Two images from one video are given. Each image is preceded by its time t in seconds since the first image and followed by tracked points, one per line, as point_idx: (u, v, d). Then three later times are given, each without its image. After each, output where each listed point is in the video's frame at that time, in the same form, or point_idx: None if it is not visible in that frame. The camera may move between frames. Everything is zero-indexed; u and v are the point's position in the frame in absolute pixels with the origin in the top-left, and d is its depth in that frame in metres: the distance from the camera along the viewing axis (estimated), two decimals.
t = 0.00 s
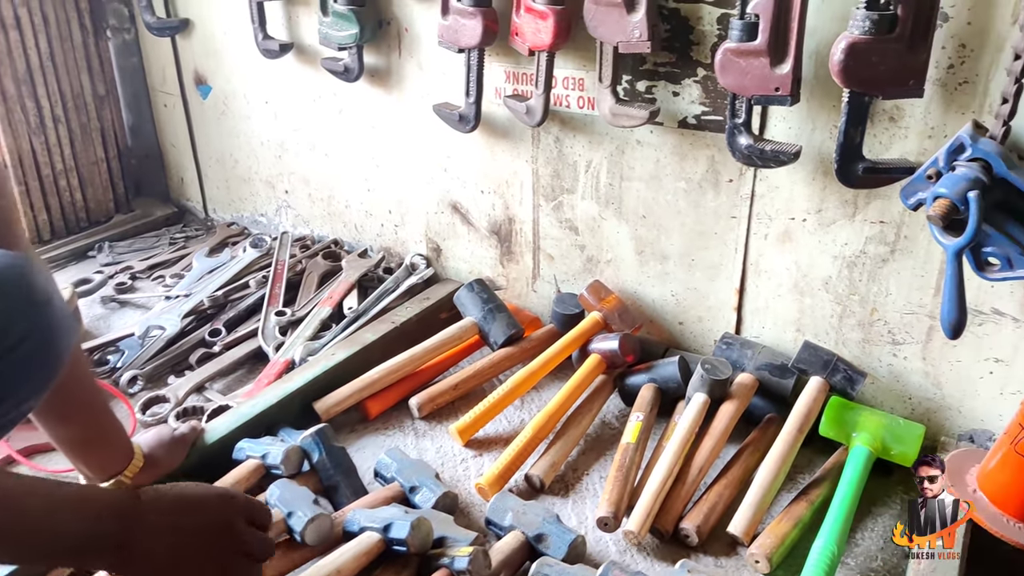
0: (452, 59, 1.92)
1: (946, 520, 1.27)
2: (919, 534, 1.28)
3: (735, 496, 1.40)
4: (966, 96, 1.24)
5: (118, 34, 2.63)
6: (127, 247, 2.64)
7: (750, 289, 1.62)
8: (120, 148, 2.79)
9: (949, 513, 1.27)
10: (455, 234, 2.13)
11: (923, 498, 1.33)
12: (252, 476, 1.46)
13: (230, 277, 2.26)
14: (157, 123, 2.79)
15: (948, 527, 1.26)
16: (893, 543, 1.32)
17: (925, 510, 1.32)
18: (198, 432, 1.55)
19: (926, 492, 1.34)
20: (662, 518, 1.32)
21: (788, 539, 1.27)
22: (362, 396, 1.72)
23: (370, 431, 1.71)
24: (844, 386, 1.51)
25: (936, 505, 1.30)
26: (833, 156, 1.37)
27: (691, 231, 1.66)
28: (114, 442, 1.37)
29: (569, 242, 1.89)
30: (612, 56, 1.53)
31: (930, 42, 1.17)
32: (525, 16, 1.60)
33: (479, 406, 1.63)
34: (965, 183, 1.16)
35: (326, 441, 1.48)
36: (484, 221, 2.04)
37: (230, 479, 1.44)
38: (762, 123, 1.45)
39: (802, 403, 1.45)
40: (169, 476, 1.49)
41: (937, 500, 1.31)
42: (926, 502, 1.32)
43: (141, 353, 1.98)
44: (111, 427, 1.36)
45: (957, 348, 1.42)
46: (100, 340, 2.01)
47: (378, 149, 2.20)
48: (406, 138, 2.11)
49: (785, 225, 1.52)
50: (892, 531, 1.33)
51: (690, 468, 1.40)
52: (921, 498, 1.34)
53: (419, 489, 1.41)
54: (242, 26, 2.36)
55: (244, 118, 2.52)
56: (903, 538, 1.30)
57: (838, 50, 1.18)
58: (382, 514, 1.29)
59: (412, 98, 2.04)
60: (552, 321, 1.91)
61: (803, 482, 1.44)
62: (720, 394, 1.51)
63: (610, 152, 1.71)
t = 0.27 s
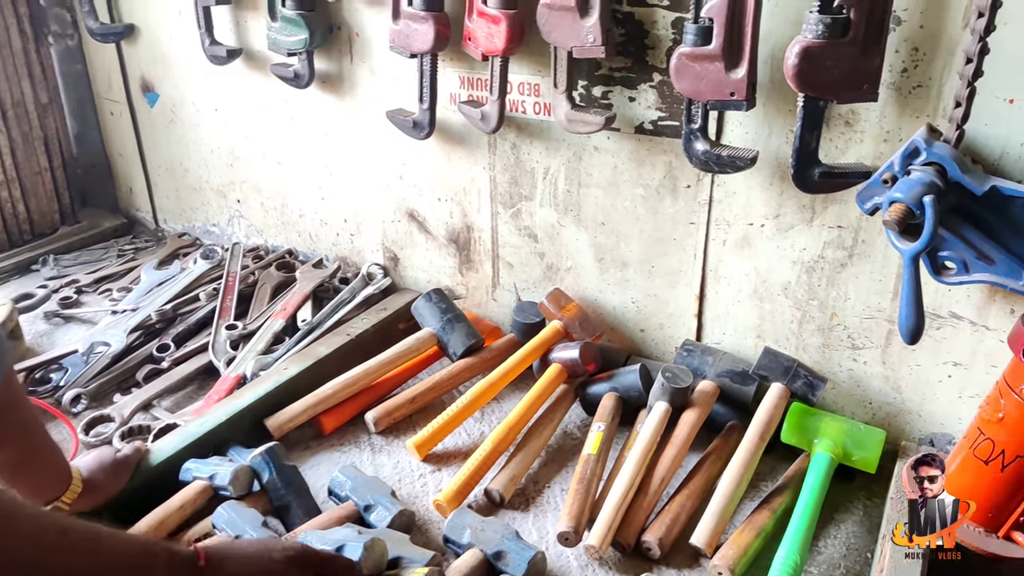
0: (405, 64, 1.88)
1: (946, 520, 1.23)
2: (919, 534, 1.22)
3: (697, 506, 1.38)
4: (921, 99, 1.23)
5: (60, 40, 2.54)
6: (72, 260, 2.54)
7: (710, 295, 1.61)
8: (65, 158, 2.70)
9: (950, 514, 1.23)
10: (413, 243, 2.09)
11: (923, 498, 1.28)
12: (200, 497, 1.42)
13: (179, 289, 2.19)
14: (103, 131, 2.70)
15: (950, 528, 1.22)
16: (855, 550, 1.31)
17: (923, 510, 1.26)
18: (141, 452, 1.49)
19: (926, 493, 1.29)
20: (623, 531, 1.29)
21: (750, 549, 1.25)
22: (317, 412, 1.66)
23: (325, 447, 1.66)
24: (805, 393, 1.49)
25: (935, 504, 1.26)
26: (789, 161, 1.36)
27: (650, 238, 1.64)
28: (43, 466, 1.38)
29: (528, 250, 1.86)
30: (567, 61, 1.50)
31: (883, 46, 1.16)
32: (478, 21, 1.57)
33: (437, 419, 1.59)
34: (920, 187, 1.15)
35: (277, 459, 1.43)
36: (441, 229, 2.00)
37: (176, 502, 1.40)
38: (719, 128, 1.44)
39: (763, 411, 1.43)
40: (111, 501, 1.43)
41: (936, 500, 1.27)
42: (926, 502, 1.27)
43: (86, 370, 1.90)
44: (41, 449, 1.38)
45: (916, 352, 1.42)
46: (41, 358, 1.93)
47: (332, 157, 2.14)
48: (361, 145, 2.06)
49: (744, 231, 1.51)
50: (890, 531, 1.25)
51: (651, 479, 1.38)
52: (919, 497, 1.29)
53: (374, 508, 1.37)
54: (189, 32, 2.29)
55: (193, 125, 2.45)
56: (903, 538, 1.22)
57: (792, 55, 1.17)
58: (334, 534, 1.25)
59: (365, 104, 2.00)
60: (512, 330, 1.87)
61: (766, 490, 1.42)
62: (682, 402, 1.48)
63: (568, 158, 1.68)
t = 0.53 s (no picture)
0: (383, 60, 1.85)
1: (946, 520, 1.20)
2: (919, 535, 1.19)
3: (675, 510, 1.36)
4: (902, 101, 1.22)
5: (32, 31, 2.48)
6: (43, 256, 2.48)
7: (689, 297, 1.59)
8: (37, 151, 2.64)
9: (950, 514, 1.20)
10: (391, 242, 2.06)
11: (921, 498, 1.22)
12: (165, 501, 1.38)
13: (151, 287, 2.15)
14: (76, 125, 2.64)
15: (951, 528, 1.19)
16: (831, 555, 1.30)
17: (922, 510, 1.21)
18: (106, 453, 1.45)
19: (925, 492, 1.23)
20: (599, 536, 1.27)
21: (726, 555, 1.23)
22: (290, 413, 1.63)
23: (298, 449, 1.62)
24: (783, 397, 1.48)
25: (935, 504, 1.21)
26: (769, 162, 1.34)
27: (630, 239, 1.62)
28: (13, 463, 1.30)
29: (507, 250, 1.84)
30: (546, 58, 1.48)
31: (865, 47, 1.15)
32: (457, 16, 1.54)
33: (412, 421, 1.56)
34: (900, 191, 1.14)
35: (245, 462, 1.39)
36: (419, 228, 1.97)
37: (140, 505, 1.36)
38: (700, 128, 1.42)
39: (741, 414, 1.42)
40: (74, 503, 1.38)
41: (935, 499, 1.22)
42: (925, 502, 1.21)
43: (53, 369, 1.85)
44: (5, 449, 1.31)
45: (895, 356, 1.41)
46: (7, 356, 1.88)
47: (308, 154, 2.11)
48: (338, 142, 2.03)
49: (724, 233, 1.50)
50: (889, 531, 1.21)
51: (628, 483, 1.36)
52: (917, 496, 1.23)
53: (345, 512, 1.34)
54: (164, 24, 2.24)
55: (168, 120, 2.40)
56: (903, 538, 1.19)
57: (772, 54, 1.15)
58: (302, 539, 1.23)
59: (342, 100, 1.96)
60: (490, 331, 1.85)
61: (743, 494, 1.41)
62: (660, 406, 1.46)
63: (547, 158, 1.66)
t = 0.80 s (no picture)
0: (347, 53, 1.81)
1: (947, 520, 1.18)
2: (919, 534, 1.20)
3: (648, 506, 1.34)
4: (871, 91, 1.21)
5: None
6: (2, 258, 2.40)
7: (661, 292, 1.58)
8: None
9: (950, 514, 1.18)
10: (359, 239, 2.02)
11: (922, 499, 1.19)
12: (128, 507, 1.34)
13: (114, 289, 2.09)
14: (34, 123, 2.57)
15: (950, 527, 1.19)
16: (805, 548, 1.29)
17: (923, 510, 1.19)
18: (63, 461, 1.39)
19: (926, 493, 1.19)
20: (572, 534, 1.25)
21: (701, 550, 1.22)
22: (257, 415, 1.59)
23: (265, 452, 1.59)
24: (756, 390, 1.46)
25: (935, 504, 1.18)
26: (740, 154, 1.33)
27: (601, 233, 1.60)
28: None
29: (477, 246, 1.81)
30: (513, 50, 1.46)
31: (834, 36, 1.13)
32: (421, 8, 1.51)
33: (382, 421, 1.53)
34: (870, 180, 1.13)
35: (211, 466, 1.35)
36: (388, 225, 1.94)
37: (100, 513, 1.31)
38: (670, 120, 1.40)
39: (715, 408, 1.40)
40: (31, 512, 1.33)
41: (936, 499, 1.19)
42: (926, 502, 1.19)
43: (12, 375, 1.79)
44: None
45: (867, 348, 1.41)
46: None
47: (273, 150, 2.06)
48: (303, 138, 1.99)
49: (695, 226, 1.48)
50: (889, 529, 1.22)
51: (601, 479, 1.34)
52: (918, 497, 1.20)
53: (314, 515, 1.30)
54: (122, 18, 2.18)
55: (129, 117, 2.34)
56: (903, 538, 1.21)
57: (741, 44, 1.13)
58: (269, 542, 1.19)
59: (307, 95, 1.92)
60: (462, 328, 1.82)
61: (718, 488, 1.40)
62: (633, 401, 1.45)
63: (516, 152, 1.64)
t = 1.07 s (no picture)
0: (336, 50, 1.80)
1: (947, 520, 1.17)
2: (919, 535, 1.18)
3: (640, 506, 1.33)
4: (863, 88, 1.21)
5: None
6: None
7: (652, 291, 1.57)
8: None
9: (949, 514, 1.17)
10: (350, 239, 2.01)
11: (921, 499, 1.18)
12: (117, 508, 1.32)
13: (103, 289, 2.07)
14: (24, 123, 2.55)
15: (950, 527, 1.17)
16: (797, 548, 1.28)
17: (923, 510, 1.18)
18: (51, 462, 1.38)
19: (925, 493, 1.18)
20: (563, 534, 1.24)
21: (692, 550, 1.21)
22: (247, 415, 1.58)
23: (255, 452, 1.57)
24: (748, 389, 1.46)
25: (935, 504, 1.17)
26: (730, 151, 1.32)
27: (592, 232, 1.59)
28: None
29: (468, 245, 1.80)
30: (502, 47, 1.44)
31: (825, 32, 1.13)
32: (409, 4, 1.50)
33: (373, 421, 1.52)
34: (861, 178, 1.12)
35: (200, 466, 1.34)
36: (378, 224, 1.93)
37: (89, 514, 1.30)
38: (660, 118, 1.40)
39: (706, 407, 1.40)
40: (19, 513, 1.31)
41: (936, 499, 1.17)
42: (925, 502, 1.17)
43: None
44: None
45: (859, 346, 1.40)
46: None
47: (263, 149, 2.05)
48: (293, 137, 1.97)
49: (687, 224, 1.47)
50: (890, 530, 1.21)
51: (593, 479, 1.33)
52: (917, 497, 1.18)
53: (304, 515, 1.29)
54: (110, 16, 2.16)
55: (118, 116, 2.32)
56: (903, 538, 1.20)
57: (731, 40, 1.13)
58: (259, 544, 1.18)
59: (296, 93, 1.91)
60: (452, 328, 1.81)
61: (710, 488, 1.39)
62: (624, 400, 1.44)
63: (507, 150, 1.63)
